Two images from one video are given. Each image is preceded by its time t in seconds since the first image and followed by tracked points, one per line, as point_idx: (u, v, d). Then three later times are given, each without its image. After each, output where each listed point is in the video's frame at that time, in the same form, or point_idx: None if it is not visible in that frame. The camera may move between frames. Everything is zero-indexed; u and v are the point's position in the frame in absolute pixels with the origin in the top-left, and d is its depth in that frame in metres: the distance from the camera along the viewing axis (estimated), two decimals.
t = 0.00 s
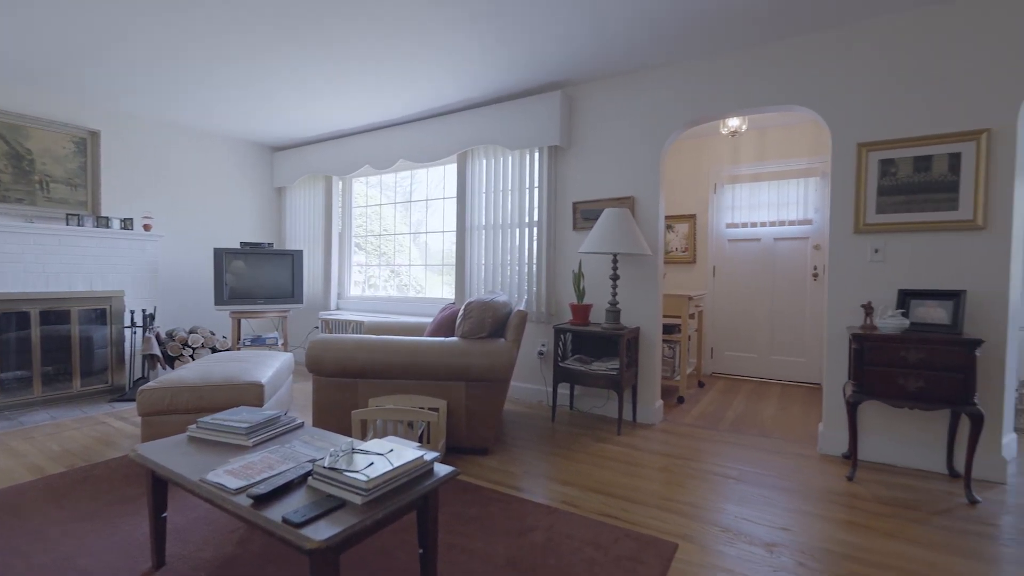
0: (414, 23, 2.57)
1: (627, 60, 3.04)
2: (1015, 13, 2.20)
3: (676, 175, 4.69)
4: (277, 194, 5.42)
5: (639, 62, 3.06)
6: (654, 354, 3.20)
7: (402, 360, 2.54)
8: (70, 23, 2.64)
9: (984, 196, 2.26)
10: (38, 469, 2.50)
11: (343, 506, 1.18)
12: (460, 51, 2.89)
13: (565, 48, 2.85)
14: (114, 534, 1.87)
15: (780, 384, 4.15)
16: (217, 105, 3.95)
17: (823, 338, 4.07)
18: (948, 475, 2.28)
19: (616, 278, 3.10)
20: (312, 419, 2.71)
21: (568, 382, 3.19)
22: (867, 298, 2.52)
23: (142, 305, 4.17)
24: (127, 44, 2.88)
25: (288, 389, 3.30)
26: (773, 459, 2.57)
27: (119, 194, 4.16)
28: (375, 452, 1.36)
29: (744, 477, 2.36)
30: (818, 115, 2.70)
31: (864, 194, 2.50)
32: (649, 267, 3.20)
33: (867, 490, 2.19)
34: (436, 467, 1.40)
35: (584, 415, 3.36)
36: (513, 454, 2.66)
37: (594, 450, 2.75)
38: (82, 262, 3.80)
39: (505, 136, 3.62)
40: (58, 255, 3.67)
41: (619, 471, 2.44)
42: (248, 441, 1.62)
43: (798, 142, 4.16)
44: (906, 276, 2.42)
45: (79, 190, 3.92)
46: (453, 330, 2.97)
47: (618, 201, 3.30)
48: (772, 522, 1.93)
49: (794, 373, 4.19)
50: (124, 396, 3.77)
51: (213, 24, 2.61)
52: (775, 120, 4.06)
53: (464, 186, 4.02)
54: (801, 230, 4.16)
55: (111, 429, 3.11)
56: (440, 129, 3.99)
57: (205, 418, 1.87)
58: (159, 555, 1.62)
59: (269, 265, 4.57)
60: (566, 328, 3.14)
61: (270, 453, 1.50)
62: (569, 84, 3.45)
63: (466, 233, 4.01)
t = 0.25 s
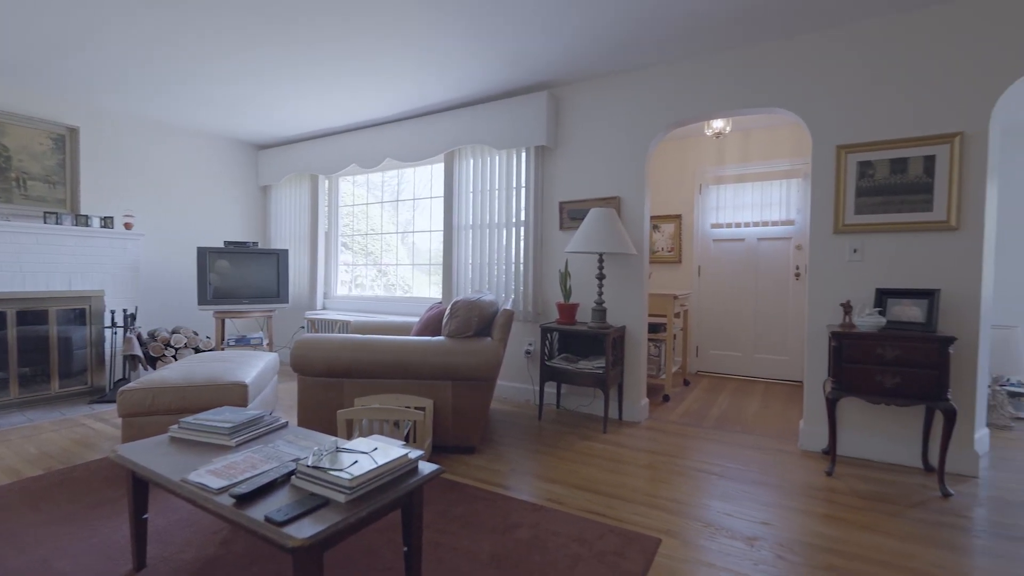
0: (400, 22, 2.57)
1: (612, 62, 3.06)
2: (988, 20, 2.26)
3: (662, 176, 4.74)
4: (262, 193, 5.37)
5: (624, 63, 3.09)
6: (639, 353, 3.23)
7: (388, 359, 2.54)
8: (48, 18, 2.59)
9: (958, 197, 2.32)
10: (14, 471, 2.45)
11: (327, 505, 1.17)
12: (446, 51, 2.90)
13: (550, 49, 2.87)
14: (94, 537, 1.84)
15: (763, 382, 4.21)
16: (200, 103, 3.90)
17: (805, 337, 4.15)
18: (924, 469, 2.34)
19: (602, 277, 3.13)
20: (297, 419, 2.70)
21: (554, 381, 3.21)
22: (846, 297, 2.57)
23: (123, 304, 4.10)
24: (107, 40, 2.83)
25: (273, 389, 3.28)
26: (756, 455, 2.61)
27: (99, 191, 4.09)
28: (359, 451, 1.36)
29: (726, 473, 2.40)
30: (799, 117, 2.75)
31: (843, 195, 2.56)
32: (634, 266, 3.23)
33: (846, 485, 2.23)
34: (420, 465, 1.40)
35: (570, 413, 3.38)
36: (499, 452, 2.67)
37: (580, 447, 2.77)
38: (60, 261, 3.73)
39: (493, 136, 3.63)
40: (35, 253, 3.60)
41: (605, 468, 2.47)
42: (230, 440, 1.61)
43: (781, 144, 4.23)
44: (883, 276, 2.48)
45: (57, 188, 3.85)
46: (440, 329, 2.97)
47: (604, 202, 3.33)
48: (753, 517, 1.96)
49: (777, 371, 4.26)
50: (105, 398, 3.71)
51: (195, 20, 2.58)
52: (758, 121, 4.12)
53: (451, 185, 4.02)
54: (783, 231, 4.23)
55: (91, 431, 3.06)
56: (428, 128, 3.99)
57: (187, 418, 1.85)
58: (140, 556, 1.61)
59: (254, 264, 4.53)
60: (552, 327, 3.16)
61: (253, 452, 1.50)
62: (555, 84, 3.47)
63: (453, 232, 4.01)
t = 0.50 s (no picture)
0: (386, 21, 2.56)
1: (598, 63, 3.08)
2: (962, 26, 2.32)
3: (648, 176, 4.78)
4: (247, 191, 5.31)
5: (610, 64, 3.11)
6: (625, 351, 3.25)
7: (374, 358, 2.53)
8: (24, 12, 2.53)
9: (933, 198, 2.38)
10: None
11: (310, 504, 1.17)
12: (432, 50, 2.89)
13: (536, 49, 2.88)
14: (72, 540, 1.81)
15: (747, 380, 4.27)
16: (182, 100, 3.85)
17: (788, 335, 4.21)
18: (901, 464, 2.39)
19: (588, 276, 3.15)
20: (282, 420, 2.67)
21: (541, 380, 3.22)
22: (826, 295, 2.62)
23: (104, 304, 4.03)
24: (86, 36, 2.78)
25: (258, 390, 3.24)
26: (739, 452, 2.64)
27: (78, 189, 4.01)
28: (342, 450, 1.36)
29: (710, 469, 2.43)
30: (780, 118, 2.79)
31: (823, 196, 2.60)
32: (620, 266, 3.26)
33: (825, 480, 2.28)
34: (405, 464, 1.40)
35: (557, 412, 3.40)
36: (486, 451, 2.67)
37: (567, 445, 2.78)
38: (38, 260, 3.65)
39: (480, 135, 3.63)
40: (11, 252, 3.52)
41: (590, 466, 2.48)
42: (212, 441, 1.59)
43: (764, 146, 4.29)
44: (862, 275, 2.53)
45: (34, 185, 3.77)
46: (426, 329, 2.96)
47: (590, 201, 3.35)
48: (735, 512, 1.99)
49: (760, 369, 4.32)
50: (84, 399, 3.64)
51: (177, 16, 2.55)
52: (742, 123, 4.17)
53: (438, 184, 4.02)
54: (767, 231, 4.29)
55: (70, 433, 3.01)
56: (414, 127, 3.97)
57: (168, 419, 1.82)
58: (120, 559, 1.58)
59: (238, 263, 4.47)
60: (539, 326, 3.17)
61: (236, 452, 1.48)
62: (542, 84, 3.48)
63: (440, 231, 4.01)
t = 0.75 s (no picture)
0: (372, 19, 2.55)
1: (585, 63, 3.10)
2: (936, 31, 2.38)
3: (635, 177, 4.81)
4: (231, 189, 5.24)
5: (596, 65, 3.13)
6: (611, 350, 3.27)
7: (360, 358, 2.51)
8: None
9: (910, 199, 2.43)
10: None
11: (292, 504, 1.16)
12: (419, 49, 2.88)
13: (523, 49, 2.88)
14: (48, 544, 1.77)
15: (732, 378, 4.33)
16: (164, 96, 3.79)
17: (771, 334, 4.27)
18: (879, 459, 2.44)
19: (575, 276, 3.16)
20: (266, 420, 2.65)
21: (528, 379, 3.23)
22: (807, 294, 2.66)
23: (83, 305, 3.95)
24: (64, 31, 2.73)
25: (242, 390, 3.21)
26: (723, 449, 2.68)
27: (56, 186, 3.92)
28: (325, 450, 1.35)
29: (694, 467, 2.46)
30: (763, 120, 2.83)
31: (805, 197, 2.65)
32: (607, 266, 3.27)
33: (806, 476, 2.32)
34: (389, 463, 1.40)
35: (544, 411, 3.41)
36: (472, 450, 2.67)
37: (553, 444, 2.79)
38: (14, 259, 3.56)
39: (467, 135, 3.62)
40: None
41: (576, 464, 2.50)
42: (193, 442, 1.57)
43: (748, 147, 4.34)
44: (842, 274, 2.58)
45: (9, 182, 3.68)
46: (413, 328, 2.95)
47: (577, 201, 3.36)
48: (719, 509, 2.02)
49: (745, 368, 4.38)
50: (62, 401, 3.56)
51: (157, 12, 2.51)
52: (727, 125, 4.22)
53: (426, 183, 4.00)
54: (751, 231, 4.35)
55: (47, 436, 2.95)
56: (401, 126, 3.95)
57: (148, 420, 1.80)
58: (98, 563, 1.55)
59: (221, 263, 4.42)
60: (526, 326, 3.18)
61: (217, 453, 1.47)
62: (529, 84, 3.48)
63: (427, 230, 3.99)
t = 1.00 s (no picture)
0: (356, 17, 2.53)
1: (570, 64, 3.11)
2: (913, 36, 2.43)
3: (621, 177, 4.84)
4: (213, 188, 5.17)
5: (581, 66, 3.14)
6: (598, 349, 3.29)
7: (345, 358, 2.50)
8: None
9: (887, 200, 2.48)
10: None
11: (273, 505, 1.15)
12: (404, 47, 2.87)
13: (508, 49, 2.89)
14: (23, 549, 1.74)
15: (717, 377, 4.38)
16: (144, 93, 3.72)
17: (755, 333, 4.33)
18: (858, 455, 2.49)
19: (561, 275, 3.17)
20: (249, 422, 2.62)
21: (514, 378, 3.23)
22: (789, 293, 2.71)
23: (60, 305, 3.86)
24: (39, 25, 2.67)
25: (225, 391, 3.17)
26: (707, 446, 2.71)
27: (31, 184, 3.83)
28: (307, 450, 1.34)
29: (679, 464, 2.48)
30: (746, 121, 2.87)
31: (786, 197, 2.69)
32: (593, 265, 3.29)
33: (787, 472, 2.36)
34: (372, 463, 1.39)
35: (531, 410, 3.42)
36: (458, 450, 2.67)
37: (539, 443, 2.80)
38: None
39: (453, 134, 3.62)
40: None
41: (562, 462, 2.51)
42: (173, 443, 1.55)
43: (732, 148, 4.40)
44: (822, 274, 2.62)
45: None
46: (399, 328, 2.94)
47: (563, 201, 3.37)
48: (703, 505, 2.03)
49: (729, 366, 4.43)
50: (38, 404, 3.49)
51: (136, 7, 2.47)
52: (712, 126, 4.27)
53: (412, 183, 3.99)
54: (735, 231, 4.40)
55: (23, 439, 2.88)
56: (387, 125, 3.93)
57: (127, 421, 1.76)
58: (74, 568, 1.52)
59: (204, 262, 4.35)
60: (513, 325, 3.18)
61: (198, 455, 1.45)
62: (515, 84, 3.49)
63: (414, 230, 3.98)
